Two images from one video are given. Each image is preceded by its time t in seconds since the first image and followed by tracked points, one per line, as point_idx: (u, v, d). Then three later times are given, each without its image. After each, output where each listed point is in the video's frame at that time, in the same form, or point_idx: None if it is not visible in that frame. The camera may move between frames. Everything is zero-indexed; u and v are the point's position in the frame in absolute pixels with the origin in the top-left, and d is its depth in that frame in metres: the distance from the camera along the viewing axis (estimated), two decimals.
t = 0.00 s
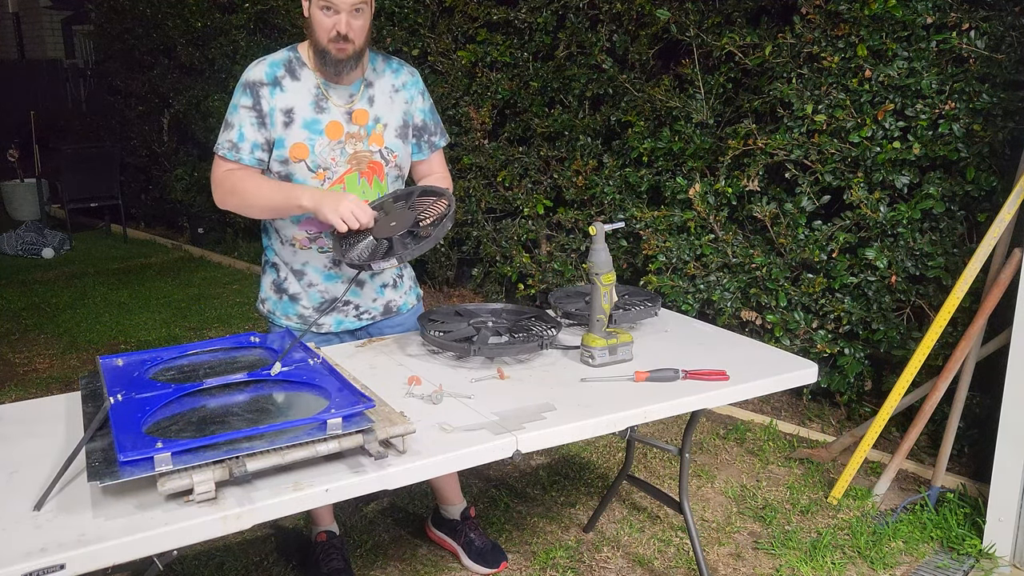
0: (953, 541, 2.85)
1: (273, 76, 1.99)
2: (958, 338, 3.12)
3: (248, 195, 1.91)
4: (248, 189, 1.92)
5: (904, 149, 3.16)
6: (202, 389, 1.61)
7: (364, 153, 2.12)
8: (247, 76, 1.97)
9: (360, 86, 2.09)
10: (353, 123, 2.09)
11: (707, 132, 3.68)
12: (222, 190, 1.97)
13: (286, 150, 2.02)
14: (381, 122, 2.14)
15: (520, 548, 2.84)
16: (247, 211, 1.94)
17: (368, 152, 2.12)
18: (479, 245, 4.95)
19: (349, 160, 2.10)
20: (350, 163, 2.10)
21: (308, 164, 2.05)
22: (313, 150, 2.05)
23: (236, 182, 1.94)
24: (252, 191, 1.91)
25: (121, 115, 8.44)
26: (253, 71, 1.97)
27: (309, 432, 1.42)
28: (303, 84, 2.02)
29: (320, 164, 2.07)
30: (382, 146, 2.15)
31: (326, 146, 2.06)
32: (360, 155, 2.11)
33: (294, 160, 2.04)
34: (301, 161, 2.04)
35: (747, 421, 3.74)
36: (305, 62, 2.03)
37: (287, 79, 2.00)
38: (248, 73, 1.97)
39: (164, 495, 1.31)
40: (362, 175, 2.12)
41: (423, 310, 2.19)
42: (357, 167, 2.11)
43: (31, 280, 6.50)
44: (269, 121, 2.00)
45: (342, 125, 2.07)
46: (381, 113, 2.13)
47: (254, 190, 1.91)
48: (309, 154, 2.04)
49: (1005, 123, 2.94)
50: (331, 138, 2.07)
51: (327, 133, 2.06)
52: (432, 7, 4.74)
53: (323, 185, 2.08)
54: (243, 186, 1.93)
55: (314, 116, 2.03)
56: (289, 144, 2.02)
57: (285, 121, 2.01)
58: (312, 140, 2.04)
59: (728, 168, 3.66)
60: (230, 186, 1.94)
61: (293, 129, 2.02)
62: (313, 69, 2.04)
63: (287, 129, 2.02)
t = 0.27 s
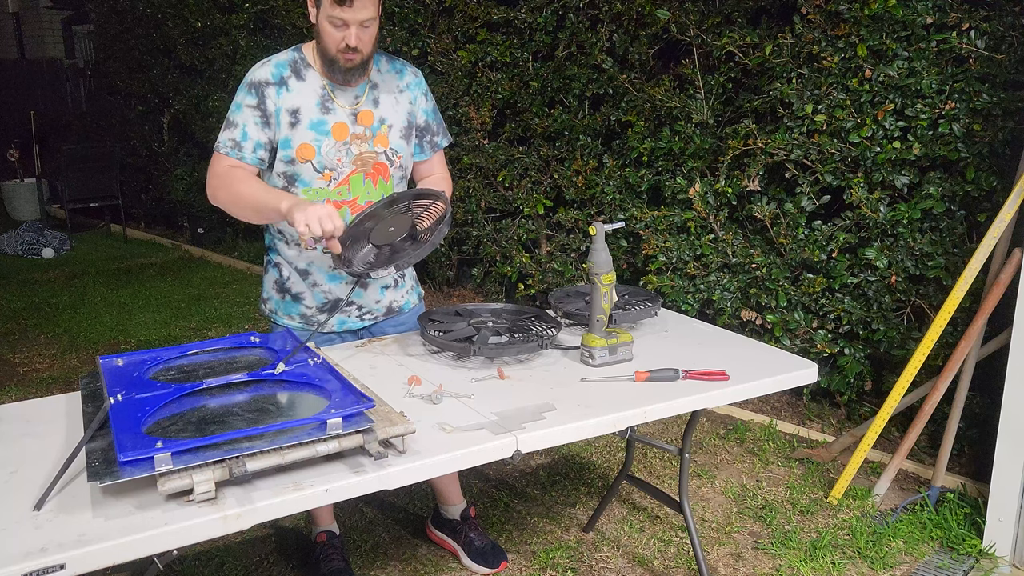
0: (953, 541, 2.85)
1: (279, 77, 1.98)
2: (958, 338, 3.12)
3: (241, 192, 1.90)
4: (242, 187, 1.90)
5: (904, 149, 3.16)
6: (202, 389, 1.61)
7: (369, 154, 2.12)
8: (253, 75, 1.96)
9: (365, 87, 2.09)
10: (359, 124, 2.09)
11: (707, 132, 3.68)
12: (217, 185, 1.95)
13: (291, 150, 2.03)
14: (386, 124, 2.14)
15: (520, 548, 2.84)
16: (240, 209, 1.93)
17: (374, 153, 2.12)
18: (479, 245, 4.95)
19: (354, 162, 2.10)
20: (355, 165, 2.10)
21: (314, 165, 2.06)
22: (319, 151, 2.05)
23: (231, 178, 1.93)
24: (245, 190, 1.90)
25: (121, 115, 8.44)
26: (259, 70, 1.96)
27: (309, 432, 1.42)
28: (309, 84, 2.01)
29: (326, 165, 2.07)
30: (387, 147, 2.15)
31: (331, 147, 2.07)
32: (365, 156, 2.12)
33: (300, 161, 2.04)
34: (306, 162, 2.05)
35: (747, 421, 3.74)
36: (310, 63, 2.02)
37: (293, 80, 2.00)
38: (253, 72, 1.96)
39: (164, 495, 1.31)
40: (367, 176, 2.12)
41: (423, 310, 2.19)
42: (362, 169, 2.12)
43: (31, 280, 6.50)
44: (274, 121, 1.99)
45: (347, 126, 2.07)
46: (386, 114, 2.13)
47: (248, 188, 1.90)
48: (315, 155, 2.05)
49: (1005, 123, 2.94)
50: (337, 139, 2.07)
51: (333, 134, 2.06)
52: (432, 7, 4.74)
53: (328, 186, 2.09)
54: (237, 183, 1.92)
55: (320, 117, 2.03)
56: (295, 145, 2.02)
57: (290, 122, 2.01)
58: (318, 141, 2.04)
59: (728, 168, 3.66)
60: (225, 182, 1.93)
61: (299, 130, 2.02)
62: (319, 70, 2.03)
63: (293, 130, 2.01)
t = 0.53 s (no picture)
0: (953, 541, 2.85)
1: (282, 79, 1.98)
2: (958, 338, 3.12)
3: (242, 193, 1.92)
4: (242, 188, 1.93)
5: (904, 149, 3.15)
6: (202, 389, 1.61)
7: (372, 156, 2.12)
8: (256, 78, 1.97)
9: (368, 89, 2.09)
10: (362, 126, 2.09)
11: (706, 132, 3.68)
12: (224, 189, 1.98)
13: (294, 153, 2.03)
14: (389, 126, 2.13)
15: (520, 548, 2.84)
16: (242, 209, 1.96)
17: (377, 155, 2.12)
18: (479, 245, 4.95)
19: (357, 164, 2.10)
20: (358, 167, 2.10)
21: (316, 167, 2.05)
22: (322, 154, 2.05)
23: (232, 180, 1.96)
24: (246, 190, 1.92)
25: (120, 115, 8.44)
26: (262, 73, 1.97)
27: (309, 432, 1.42)
28: (312, 87, 2.02)
29: (329, 168, 2.07)
30: (390, 149, 2.15)
31: (334, 150, 2.07)
32: (368, 158, 2.11)
33: (302, 163, 2.04)
34: (309, 165, 2.04)
35: (747, 421, 3.74)
36: (313, 65, 2.03)
37: (295, 82, 2.00)
38: (256, 75, 1.97)
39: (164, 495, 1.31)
40: (370, 178, 2.12)
41: (423, 310, 2.19)
42: (365, 171, 2.11)
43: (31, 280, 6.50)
44: (277, 124, 2.00)
45: (350, 128, 2.07)
46: (389, 116, 2.13)
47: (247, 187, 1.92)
48: (317, 158, 2.04)
49: (1005, 123, 2.93)
50: (340, 141, 2.07)
51: (335, 136, 2.06)
52: (432, 7, 4.74)
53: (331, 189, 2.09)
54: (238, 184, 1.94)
55: (323, 119, 2.03)
56: (298, 147, 2.02)
57: (293, 124, 2.01)
58: (321, 143, 2.05)
59: (728, 168, 3.66)
60: (228, 184, 1.96)
61: (302, 132, 2.02)
62: (322, 73, 2.03)
63: (296, 132, 2.02)
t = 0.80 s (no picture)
0: (953, 541, 2.85)
1: (279, 79, 1.98)
2: (958, 338, 3.12)
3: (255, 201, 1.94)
4: (255, 194, 1.94)
5: (904, 149, 3.16)
6: (202, 389, 1.61)
7: (369, 156, 2.12)
8: (253, 78, 1.96)
9: (366, 88, 2.08)
10: (359, 126, 2.09)
11: (707, 132, 3.68)
12: (231, 194, 1.99)
13: (291, 153, 2.03)
14: (386, 125, 2.14)
15: (520, 548, 2.84)
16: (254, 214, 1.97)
17: (374, 155, 2.13)
18: (479, 245, 4.95)
19: (354, 164, 2.11)
20: (355, 167, 2.11)
21: (312, 167, 2.06)
22: (319, 154, 2.05)
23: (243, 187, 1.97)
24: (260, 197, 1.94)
25: (120, 115, 8.43)
26: (259, 73, 1.96)
27: (309, 432, 1.42)
28: (309, 86, 2.01)
29: (325, 168, 2.08)
30: (387, 149, 2.15)
31: (330, 150, 2.07)
32: (365, 158, 2.12)
33: (298, 163, 2.04)
34: (305, 165, 2.05)
35: (747, 421, 3.74)
36: (311, 65, 2.02)
37: (292, 82, 1.99)
38: (253, 76, 1.96)
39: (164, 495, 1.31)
40: (366, 178, 2.13)
41: (422, 310, 2.19)
42: (362, 171, 2.12)
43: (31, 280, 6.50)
44: (274, 124, 1.99)
45: (347, 129, 2.07)
46: (387, 116, 2.13)
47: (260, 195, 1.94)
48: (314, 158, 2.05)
49: (1005, 123, 2.93)
50: (337, 142, 2.07)
51: (332, 136, 2.06)
52: (432, 7, 4.74)
53: (328, 188, 2.09)
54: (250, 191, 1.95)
55: (319, 119, 2.03)
56: (294, 148, 2.03)
57: (290, 125, 2.01)
58: (317, 143, 2.05)
59: (728, 168, 3.66)
60: (238, 191, 1.97)
61: (298, 133, 2.02)
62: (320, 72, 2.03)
63: (293, 133, 2.02)
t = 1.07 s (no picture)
0: (953, 541, 2.85)
1: (278, 81, 1.97)
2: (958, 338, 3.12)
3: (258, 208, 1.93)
4: (257, 200, 1.94)
5: (904, 149, 3.16)
6: (202, 389, 1.61)
7: (370, 156, 2.12)
8: (252, 80, 1.95)
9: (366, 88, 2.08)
10: (359, 126, 2.09)
11: (707, 132, 3.68)
12: (234, 200, 1.99)
13: (292, 154, 2.03)
14: (386, 125, 2.14)
15: (520, 548, 2.84)
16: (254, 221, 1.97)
17: (374, 156, 2.13)
18: (479, 245, 4.95)
19: (354, 165, 2.11)
20: (355, 167, 2.11)
21: (313, 169, 2.06)
22: (319, 155, 2.06)
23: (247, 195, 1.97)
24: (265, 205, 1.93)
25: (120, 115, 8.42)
26: (258, 75, 1.96)
27: (309, 432, 1.42)
28: (308, 88, 2.01)
29: (326, 169, 2.08)
30: (387, 149, 2.15)
31: (331, 151, 2.07)
32: (366, 158, 2.12)
33: (299, 165, 2.04)
34: (306, 166, 2.05)
35: (747, 421, 3.74)
36: (310, 66, 2.02)
37: (292, 83, 1.99)
38: (252, 78, 1.96)
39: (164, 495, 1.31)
40: (367, 178, 2.13)
41: (423, 310, 2.19)
42: (362, 171, 2.12)
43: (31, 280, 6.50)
44: (274, 127, 1.99)
45: (347, 129, 2.07)
46: (387, 116, 2.13)
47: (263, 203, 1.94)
48: (314, 159, 2.05)
49: (1005, 123, 2.93)
50: (337, 142, 2.07)
51: (332, 137, 2.06)
52: (432, 7, 4.74)
53: (328, 189, 2.10)
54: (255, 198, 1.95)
55: (319, 120, 2.03)
56: (294, 149, 2.03)
57: (290, 126, 2.01)
58: (317, 144, 2.05)
59: (728, 168, 3.66)
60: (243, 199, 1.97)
61: (298, 134, 2.02)
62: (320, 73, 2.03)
63: (293, 134, 2.01)
